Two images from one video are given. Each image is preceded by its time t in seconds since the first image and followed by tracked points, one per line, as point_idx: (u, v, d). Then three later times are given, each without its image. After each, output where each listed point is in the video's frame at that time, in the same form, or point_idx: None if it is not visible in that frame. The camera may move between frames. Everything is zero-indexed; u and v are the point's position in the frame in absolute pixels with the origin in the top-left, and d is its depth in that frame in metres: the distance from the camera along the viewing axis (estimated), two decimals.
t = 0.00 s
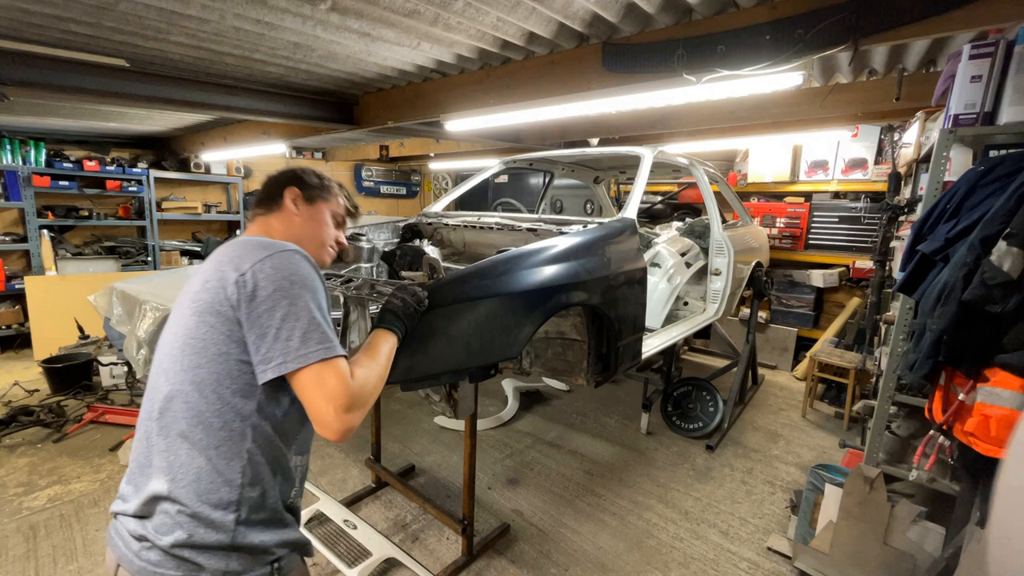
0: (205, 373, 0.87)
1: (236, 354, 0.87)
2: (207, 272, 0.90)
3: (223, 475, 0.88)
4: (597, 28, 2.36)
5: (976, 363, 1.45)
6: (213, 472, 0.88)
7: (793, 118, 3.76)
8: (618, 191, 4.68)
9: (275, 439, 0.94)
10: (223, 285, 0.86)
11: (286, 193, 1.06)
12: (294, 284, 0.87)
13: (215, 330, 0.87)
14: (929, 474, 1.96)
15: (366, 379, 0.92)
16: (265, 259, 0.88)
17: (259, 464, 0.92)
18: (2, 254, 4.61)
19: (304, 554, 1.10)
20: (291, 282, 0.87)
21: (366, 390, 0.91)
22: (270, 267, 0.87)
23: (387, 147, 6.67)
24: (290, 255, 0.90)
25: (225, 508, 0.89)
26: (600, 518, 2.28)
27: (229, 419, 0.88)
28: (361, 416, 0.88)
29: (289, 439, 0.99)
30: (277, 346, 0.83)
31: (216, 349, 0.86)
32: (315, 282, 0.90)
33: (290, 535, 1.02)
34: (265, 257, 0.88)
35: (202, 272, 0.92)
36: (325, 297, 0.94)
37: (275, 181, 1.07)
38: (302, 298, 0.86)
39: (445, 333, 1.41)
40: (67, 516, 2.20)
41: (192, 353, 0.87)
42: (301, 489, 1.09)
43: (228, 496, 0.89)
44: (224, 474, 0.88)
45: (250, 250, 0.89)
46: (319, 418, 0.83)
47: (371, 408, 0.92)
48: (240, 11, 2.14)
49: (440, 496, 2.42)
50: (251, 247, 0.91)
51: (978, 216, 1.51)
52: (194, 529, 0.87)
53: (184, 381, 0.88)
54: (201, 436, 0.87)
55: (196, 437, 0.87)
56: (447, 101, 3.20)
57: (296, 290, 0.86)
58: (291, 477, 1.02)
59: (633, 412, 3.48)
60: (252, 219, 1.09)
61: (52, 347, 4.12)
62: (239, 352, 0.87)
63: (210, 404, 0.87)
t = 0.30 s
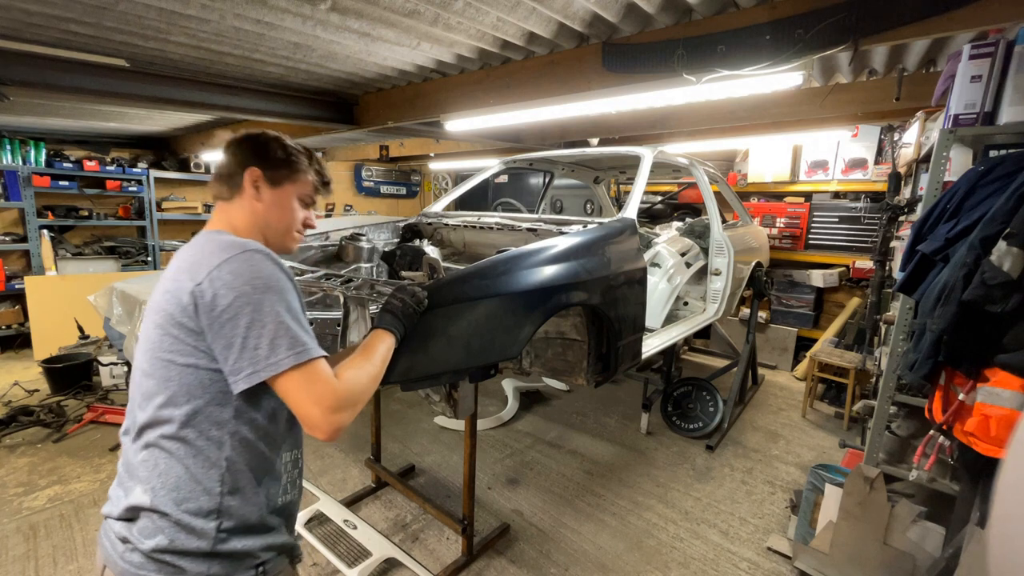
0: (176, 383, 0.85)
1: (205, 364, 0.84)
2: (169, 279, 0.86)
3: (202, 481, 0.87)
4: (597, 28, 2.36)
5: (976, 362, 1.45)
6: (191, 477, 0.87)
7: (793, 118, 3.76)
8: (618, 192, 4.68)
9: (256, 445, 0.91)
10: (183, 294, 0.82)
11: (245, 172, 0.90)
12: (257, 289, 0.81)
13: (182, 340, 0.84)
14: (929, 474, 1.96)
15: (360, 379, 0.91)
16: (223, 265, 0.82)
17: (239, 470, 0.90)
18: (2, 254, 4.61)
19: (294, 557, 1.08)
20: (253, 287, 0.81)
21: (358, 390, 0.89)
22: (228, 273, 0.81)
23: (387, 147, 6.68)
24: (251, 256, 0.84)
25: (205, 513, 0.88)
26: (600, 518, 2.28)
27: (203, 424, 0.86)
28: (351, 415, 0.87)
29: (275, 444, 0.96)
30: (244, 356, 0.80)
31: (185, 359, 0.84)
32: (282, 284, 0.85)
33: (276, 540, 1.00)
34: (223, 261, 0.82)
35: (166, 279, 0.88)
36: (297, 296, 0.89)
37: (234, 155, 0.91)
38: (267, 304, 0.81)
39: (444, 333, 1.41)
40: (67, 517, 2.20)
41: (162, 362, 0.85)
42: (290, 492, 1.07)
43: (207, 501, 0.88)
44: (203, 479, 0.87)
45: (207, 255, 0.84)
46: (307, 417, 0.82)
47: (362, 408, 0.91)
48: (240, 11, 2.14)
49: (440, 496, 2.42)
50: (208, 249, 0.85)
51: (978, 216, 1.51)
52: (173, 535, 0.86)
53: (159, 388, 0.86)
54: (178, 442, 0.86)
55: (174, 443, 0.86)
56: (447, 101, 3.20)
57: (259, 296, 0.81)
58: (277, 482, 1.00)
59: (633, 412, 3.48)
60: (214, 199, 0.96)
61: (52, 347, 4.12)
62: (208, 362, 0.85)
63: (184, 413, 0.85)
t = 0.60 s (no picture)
0: (165, 388, 0.85)
1: (193, 368, 0.84)
2: (156, 281, 0.85)
3: (191, 485, 0.87)
4: (597, 28, 2.36)
5: (976, 363, 1.45)
6: (180, 482, 0.87)
7: (793, 118, 3.76)
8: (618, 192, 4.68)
9: (247, 449, 0.91)
10: (168, 297, 0.81)
11: (246, 169, 0.90)
12: (241, 291, 0.80)
13: (169, 344, 0.83)
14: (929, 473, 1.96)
15: (359, 377, 0.91)
16: (208, 267, 0.81)
17: (228, 475, 0.89)
18: (2, 254, 4.61)
19: (287, 563, 1.07)
20: (237, 289, 0.80)
21: (358, 388, 0.89)
22: (213, 275, 0.80)
23: (388, 147, 6.67)
24: (235, 256, 0.82)
25: (193, 518, 0.87)
26: (600, 518, 2.28)
27: (194, 428, 0.86)
28: (350, 413, 0.86)
29: (268, 448, 0.95)
30: (232, 360, 0.79)
31: (173, 364, 0.84)
32: (269, 285, 0.83)
33: (269, 547, 1.00)
34: (206, 263, 0.81)
35: (154, 281, 0.87)
36: (287, 297, 0.88)
37: (233, 151, 0.91)
38: (255, 306, 0.80)
39: (444, 333, 1.41)
40: (67, 517, 2.20)
41: (152, 366, 0.85)
42: (286, 498, 1.06)
43: (195, 507, 0.87)
44: (192, 484, 0.87)
45: (192, 257, 0.82)
46: (306, 416, 0.81)
47: (363, 406, 0.91)
48: (240, 11, 2.14)
49: (440, 496, 2.42)
50: (193, 251, 0.84)
51: (978, 217, 1.51)
52: (164, 538, 0.87)
53: (151, 392, 0.86)
54: (168, 445, 0.86)
55: (163, 447, 0.86)
56: (447, 101, 3.20)
57: (244, 298, 0.80)
58: (271, 489, 0.99)
59: (633, 412, 3.48)
60: (211, 193, 0.95)
61: (52, 347, 4.12)
62: (195, 366, 0.84)
63: (172, 418, 0.85)
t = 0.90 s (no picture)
0: (171, 388, 0.84)
1: (197, 367, 0.84)
2: (153, 283, 0.85)
3: (206, 481, 0.87)
4: (597, 28, 2.36)
5: (976, 363, 1.45)
6: (196, 479, 0.87)
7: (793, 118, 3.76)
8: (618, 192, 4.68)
9: (257, 441, 0.91)
10: (166, 298, 0.81)
11: (239, 167, 0.89)
12: (235, 286, 0.80)
13: (171, 345, 0.83)
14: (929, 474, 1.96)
15: (360, 370, 0.91)
16: (201, 264, 0.80)
17: (242, 468, 0.89)
18: (2, 254, 4.60)
19: (304, 552, 1.08)
20: (231, 284, 0.80)
21: (359, 380, 0.89)
22: (208, 273, 0.80)
23: (387, 147, 6.67)
24: (228, 252, 0.82)
25: (213, 512, 0.88)
26: (600, 518, 2.28)
27: (203, 425, 0.86)
28: (351, 403, 0.86)
29: (277, 440, 0.96)
30: (234, 354, 0.79)
31: (177, 364, 0.83)
32: (264, 278, 0.83)
33: (287, 536, 1.00)
34: (199, 261, 0.80)
35: (150, 282, 0.86)
36: (281, 291, 0.88)
37: (226, 145, 0.90)
38: (252, 300, 0.80)
39: (444, 333, 1.41)
40: (67, 517, 2.20)
41: (155, 367, 0.85)
42: (296, 487, 1.07)
43: (215, 501, 0.88)
44: (208, 481, 0.87)
45: (185, 256, 0.82)
46: (307, 406, 0.81)
47: (363, 399, 0.91)
48: (240, 10, 2.14)
49: (440, 496, 2.42)
50: (185, 250, 0.83)
51: (978, 216, 1.51)
52: (186, 531, 0.87)
53: (157, 393, 0.86)
54: (179, 444, 0.86)
55: (175, 447, 0.86)
56: (447, 101, 3.20)
57: (238, 293, 0.80)
58: (283, 481, 1.00)
59: (633, 412, 3.48)
60: (202, 188, 0.94)
61: (52, 347, 4.12)
62: (199, 365, 0.84)
63: (181, 417, 0.85)
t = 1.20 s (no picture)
0: (154, 392, 0.84)
1: (178, 369, 0.83)
2: (128, 288, 0.85)
3: (194, 482, 0.87)
4: (597, 28, 2.36)
5: (976, 363, 1.45)
6: (186, 481, 0.87)
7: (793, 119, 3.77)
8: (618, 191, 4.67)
9: (244, 441, 0.91)
10: (141, 301, 0.81)
11: (207, 161, 0.89)
12: (208, 286, 0.79)
13: (150, 350, 0.83)
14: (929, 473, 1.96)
15: (352, 364, 0.91)
16: (174, 266, 0.80)
17: (230, 468, 0.89)
18: (2, 254, 4.61)
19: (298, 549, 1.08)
20: (204, 284, 0.79)
21: (350, 374, 0.89)
22: (181, 273, 0.79)
23: (388, 147, 6.67)
24: (198, 251, 0.82)
25: (205, 513, 0.88)
26: (600, 518, 2.28)
27: (189, 427, 0.86)
28: (340, 394, 0.86)
29: (265, 441, 0.95)
30: (213, 354, 0.79)
31: (158, 368, 0.83)
32: (238, 276, 0.83)
33: (281, 534, 1.00)
34: (171, 262, 0.80)
35: (125, 288, 0.86)
36: (258, 287, 0.87)
37: (192, 141, 0.89)
38: (228, 298, 0.80)
39: (444, 333, 1.41)
40: (67, 517, 2.20)
41: (135, 372, 0.85)
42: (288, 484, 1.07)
43: (206, 501, 0.88)
44: (198, 482, 0.87)
45: (157, 258, 0.82)
46: (291, 398, 0.81)
47: (354, 394, 0.91)
48: (240, 11, 2.14)
49: (440, 497, 2.42)
50: (156, 252, 0.83)
51: (978, 217, 1.51)
52: (176, 532, 0.87)
53: (140, 397, 0.85)
54: (164, 446, 0.86)
55: (161, 450, 0.86)
56: (447, 101, 3.20)
57: (211, 293, 0.79)
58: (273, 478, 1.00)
59: (633, 412, 3.48)
60: (170, 185, 0.93)
61: (52, 347, 4.12)
62: (179, 367, 0.84)
63: (165, 419, 0.85)
